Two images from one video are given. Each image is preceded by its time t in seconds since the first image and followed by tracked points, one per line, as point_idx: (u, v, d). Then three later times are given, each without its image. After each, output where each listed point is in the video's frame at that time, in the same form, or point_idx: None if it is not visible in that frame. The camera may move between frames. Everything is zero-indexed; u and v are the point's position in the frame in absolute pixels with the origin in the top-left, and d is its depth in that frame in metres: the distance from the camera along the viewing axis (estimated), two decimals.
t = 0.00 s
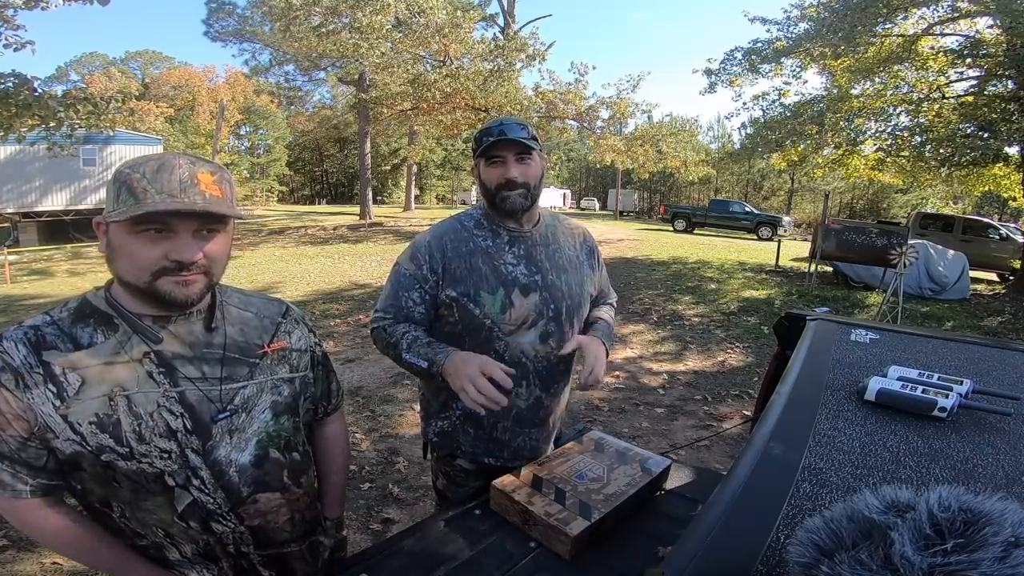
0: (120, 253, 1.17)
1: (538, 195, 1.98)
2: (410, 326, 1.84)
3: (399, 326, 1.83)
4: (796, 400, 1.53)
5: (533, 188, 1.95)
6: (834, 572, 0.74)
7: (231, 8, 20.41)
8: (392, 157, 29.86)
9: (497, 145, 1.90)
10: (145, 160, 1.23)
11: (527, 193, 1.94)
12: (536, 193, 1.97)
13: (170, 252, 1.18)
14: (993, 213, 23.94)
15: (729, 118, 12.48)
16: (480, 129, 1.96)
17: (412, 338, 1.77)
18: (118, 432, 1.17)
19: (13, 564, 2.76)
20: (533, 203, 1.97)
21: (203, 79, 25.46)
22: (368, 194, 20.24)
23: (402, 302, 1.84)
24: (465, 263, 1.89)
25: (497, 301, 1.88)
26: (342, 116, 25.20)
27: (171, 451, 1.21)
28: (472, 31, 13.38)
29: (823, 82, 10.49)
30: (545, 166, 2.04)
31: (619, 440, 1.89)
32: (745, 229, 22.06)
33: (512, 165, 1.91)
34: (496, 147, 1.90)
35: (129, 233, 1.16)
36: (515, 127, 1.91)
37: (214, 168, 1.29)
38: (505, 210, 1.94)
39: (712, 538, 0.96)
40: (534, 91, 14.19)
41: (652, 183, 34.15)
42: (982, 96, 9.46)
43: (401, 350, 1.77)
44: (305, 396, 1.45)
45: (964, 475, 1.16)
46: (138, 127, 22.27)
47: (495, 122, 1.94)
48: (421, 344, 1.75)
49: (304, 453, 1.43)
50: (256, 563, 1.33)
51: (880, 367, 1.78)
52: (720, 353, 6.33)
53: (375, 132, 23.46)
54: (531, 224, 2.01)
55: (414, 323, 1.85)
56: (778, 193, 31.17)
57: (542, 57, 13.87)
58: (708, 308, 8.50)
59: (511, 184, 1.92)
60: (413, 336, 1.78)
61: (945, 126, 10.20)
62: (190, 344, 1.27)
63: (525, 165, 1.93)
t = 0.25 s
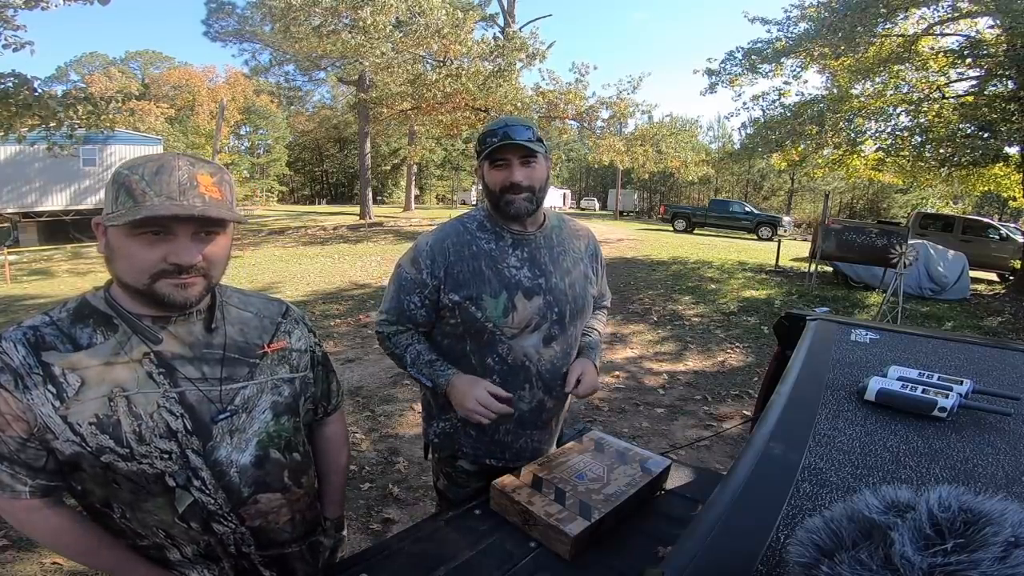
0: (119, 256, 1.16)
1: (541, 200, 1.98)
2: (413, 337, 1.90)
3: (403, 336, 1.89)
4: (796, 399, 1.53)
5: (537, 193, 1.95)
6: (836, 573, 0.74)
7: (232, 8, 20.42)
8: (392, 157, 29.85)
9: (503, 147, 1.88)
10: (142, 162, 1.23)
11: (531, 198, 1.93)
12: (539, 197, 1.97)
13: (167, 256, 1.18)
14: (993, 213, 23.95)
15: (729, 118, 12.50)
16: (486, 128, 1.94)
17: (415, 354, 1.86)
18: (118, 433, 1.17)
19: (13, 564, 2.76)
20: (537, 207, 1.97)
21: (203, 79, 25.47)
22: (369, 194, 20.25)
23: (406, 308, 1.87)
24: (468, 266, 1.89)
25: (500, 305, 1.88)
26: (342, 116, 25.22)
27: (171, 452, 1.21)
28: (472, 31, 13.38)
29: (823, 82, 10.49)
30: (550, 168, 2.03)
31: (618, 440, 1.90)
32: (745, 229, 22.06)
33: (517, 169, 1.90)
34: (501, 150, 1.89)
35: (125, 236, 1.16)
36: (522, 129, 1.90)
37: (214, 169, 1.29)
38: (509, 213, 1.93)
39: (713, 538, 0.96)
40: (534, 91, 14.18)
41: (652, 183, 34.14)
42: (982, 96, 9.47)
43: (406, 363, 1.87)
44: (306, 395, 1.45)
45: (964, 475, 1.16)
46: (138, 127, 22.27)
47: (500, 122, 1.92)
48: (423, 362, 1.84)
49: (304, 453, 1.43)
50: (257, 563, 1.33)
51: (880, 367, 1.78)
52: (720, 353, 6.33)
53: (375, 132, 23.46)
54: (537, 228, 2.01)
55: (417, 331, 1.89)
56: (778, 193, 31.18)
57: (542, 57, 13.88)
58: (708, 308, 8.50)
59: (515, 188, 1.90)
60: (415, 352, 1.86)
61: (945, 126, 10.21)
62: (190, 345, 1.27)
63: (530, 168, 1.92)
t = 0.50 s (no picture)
0: (117, 258, 1.16)
1: (547, 200, 1.98)
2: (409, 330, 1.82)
3: (398, 330, 1.81)
4: (797, 399, 1.53)
5: (543, 193, 1.96)
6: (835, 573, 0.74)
7: (232, 8, 20.43)
8: (392, 157, 29.84)
9: (510, 145, 1.90)
10: (139, 163, 1.23)
11: (536, 198, 1.94)
12: (545, 198, 1.97)
13: (164, 258, 1.18)
14: (993, 213, 23.95)
15: (729, 118, 12.50)
16: (493, 128, 1.96)
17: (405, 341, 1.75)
18: (117, 434, 1.17)
19: (14, 564, 2.76)
20: (541, 208, 1.97)
21: (203, 79, 25.48)
22: (369, 194, 20.25)
23: (408, 303, 1.83)
24: (471, 266, 1.89)
25: (502, 306, 1.88)
26: (342, 115, 25.23)
27: (170, 454, 1.21)
28: (472, 31, 13.39)
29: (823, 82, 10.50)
30: (556, 169, 2.04)
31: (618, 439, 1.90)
32: (745, 228, 22.06)
33: (523, 169, 1.91)
34: (509, 150, 1.91)
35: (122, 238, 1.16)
36: (530, 130, 1.92)
37: (214, 170, 1.29)
38: (513, 213, 1.94)
39: (713, 538, 0.96)
40: (534, 91, 14.18)
41: (652, 183, 34.13)
42: (982, 96, 9.48)
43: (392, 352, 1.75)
44: (306, 396, 1.45)
45: (964, 475, 1.16)
46: (138, 127, 22.27)
47: (508, 123, 1.94)
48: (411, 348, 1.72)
49: (304, 454, 1.42)
50: (257, 564, 1.33)
51: (881, 367, 1.78)
52: (720, 353, 6.33)
53: (375, 132, 23.47)
54: (542, 229, 2.02)
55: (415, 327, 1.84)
56: (778, 193, 31.19)
57: (542, 57, 13.88)
58: (708, 308, 8.50)
59: (520, 187, 1.91)
60: (408, 340, 1.75)
61: (945, 126, 10.21)
62: (190, 346, 1.27)
63: (536, 169, 1.94)
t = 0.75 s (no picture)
0: (115, 261, 1.16)
1: (555, 204, 1.98)
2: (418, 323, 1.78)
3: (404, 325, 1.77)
4: (797, 400, 1.53)
5: (552, 197, 1.96)
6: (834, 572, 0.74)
7: (232, 8, 20.42)
8: (392, 157, 29.83)
9: (527, 148, 1.87)
10: (138, 163, 1.23)
11: (545, 201, 1.94)
12: (553, 202, 1.98)
13: (160, 261, 1.17)
14: (993, 212, 23.96)
15: (729, 118, 12.50)
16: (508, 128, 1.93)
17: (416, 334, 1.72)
18: (115, 435, 1.17)
19: (13, 564, 2.76)
20: (549, 211, 1.97)
21: (202, 78, 25.48)
22: (368, 194, 20.25)
23: (412, 302, 1.80)
24: (476, 266, 1.88)
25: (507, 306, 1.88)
26: (342, 115, 25.22)
27: (169, 454, 1.21)
28: (472, 32, 13.38)
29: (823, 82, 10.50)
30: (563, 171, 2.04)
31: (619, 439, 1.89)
32: (745, 228, 22.05)
33: (537, 173, 1.90)
34: (525, 153, 1.89)
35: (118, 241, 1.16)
36: (545, 133, 1.90)
37: (211, 172, 1.29)
38: (522, 215, 1.93)
39: (713, 538, 0.96)
40: (534, 91, 14.16)
41: (652, 183, 34.12)
42: (982, 96, 9.48)
43: (410, 345, 1.70)
44: (306, 397, 1.45)
45: (964, 475, 1.16)
46: (138, 127, 22.26)
47: (525, 124, 1.91)
48: (426, 336, 1.70)
49: (304, 455, 1.42)
50: (255, 565, 1.33)
51: (880, 367, 1.78)
52: (720, 353, 6.33)
53: (375, 132, 23.47)
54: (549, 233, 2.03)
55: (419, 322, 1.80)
56: (778, 193, 31.18)
57: (542, 57, 13.87)
58: (708, 308, 8.49)
59: (532, 191, 1.90)
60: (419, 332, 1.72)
61: (945, 126, 10.22)
62: (189, 347, 1.27)
63: (549, 174, 1.93)
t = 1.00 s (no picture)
0: (113, 263, 1.16)
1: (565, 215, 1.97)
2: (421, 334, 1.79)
3: (411, 332, 1.78)
4: (797, 400, 1.53)
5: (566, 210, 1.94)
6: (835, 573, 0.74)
7: (232, 8, 20.41)
8: (392, 157, 29.82)
9: (557, 169, 1.81)
10: (136, 163, 1.23)
11: (558, 216, 1.93)
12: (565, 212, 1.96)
13: (155, 265, 1.17)
14: (993, 212, 23.96)
15: (729, 118, 12.50)
16: (534, 138, 1.82)
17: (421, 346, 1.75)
18: (115, 436, 1.17)
19: (13, 564, 2.76)
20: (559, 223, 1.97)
21: (202, 78, 25.47)
22: (369, 194, 20.25)
23: (414, 300, 1.79)
24: (479, 264, 1.87)
25: (509, 304, 1.88)
26: (342, 115, 25.22)
27: (168, 455, 1.21)
28: (473, 32, 13.37)
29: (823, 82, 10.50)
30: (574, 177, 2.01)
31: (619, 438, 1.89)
32: (745, 228, 22.05)
33: (559, 190, 1.85)
34: (551, 171, 1.81)
35: (113, 247, 1.15)
36: (569, 146, 1.84)
37: (210, 174, 1.28)
38: (533, 225, 1.92)
39: (713, 538, 0.96)
40: (534, 91, 14.15)
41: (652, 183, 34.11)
42: (982, 96, 9.47)
43: (417, 362, 1.74)
44: (306, 398, 1.45)
45: (964, 475, 1.16)
46: (138, 127, 22.26)
47: (550, 137, 1.82)
48: (437, 356, 1.74)
49: (304, 456, 1.42)
50: (255, 566, 1.33)
51: (881, 367, 1.78)
52: (720, 353, 6.33)
53: (375, 132, 23.47)
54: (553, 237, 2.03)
55: (422, 323, 1.80)
56: (778, 193, 31.18)
57: (542, 57, 13.87)
58: (708, 308, 8.49)
59: (550, 207, 1.88)
60: (427, 348, 1.75)
61: (945, 126, 10.22)
62: (188, 347, 1.27)
63: (568, 189, 1.89)
